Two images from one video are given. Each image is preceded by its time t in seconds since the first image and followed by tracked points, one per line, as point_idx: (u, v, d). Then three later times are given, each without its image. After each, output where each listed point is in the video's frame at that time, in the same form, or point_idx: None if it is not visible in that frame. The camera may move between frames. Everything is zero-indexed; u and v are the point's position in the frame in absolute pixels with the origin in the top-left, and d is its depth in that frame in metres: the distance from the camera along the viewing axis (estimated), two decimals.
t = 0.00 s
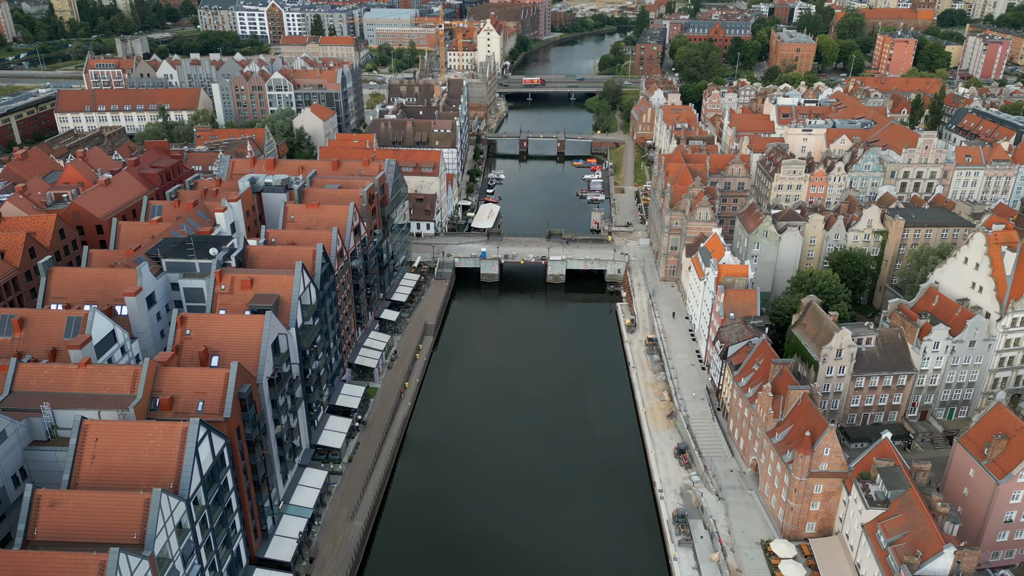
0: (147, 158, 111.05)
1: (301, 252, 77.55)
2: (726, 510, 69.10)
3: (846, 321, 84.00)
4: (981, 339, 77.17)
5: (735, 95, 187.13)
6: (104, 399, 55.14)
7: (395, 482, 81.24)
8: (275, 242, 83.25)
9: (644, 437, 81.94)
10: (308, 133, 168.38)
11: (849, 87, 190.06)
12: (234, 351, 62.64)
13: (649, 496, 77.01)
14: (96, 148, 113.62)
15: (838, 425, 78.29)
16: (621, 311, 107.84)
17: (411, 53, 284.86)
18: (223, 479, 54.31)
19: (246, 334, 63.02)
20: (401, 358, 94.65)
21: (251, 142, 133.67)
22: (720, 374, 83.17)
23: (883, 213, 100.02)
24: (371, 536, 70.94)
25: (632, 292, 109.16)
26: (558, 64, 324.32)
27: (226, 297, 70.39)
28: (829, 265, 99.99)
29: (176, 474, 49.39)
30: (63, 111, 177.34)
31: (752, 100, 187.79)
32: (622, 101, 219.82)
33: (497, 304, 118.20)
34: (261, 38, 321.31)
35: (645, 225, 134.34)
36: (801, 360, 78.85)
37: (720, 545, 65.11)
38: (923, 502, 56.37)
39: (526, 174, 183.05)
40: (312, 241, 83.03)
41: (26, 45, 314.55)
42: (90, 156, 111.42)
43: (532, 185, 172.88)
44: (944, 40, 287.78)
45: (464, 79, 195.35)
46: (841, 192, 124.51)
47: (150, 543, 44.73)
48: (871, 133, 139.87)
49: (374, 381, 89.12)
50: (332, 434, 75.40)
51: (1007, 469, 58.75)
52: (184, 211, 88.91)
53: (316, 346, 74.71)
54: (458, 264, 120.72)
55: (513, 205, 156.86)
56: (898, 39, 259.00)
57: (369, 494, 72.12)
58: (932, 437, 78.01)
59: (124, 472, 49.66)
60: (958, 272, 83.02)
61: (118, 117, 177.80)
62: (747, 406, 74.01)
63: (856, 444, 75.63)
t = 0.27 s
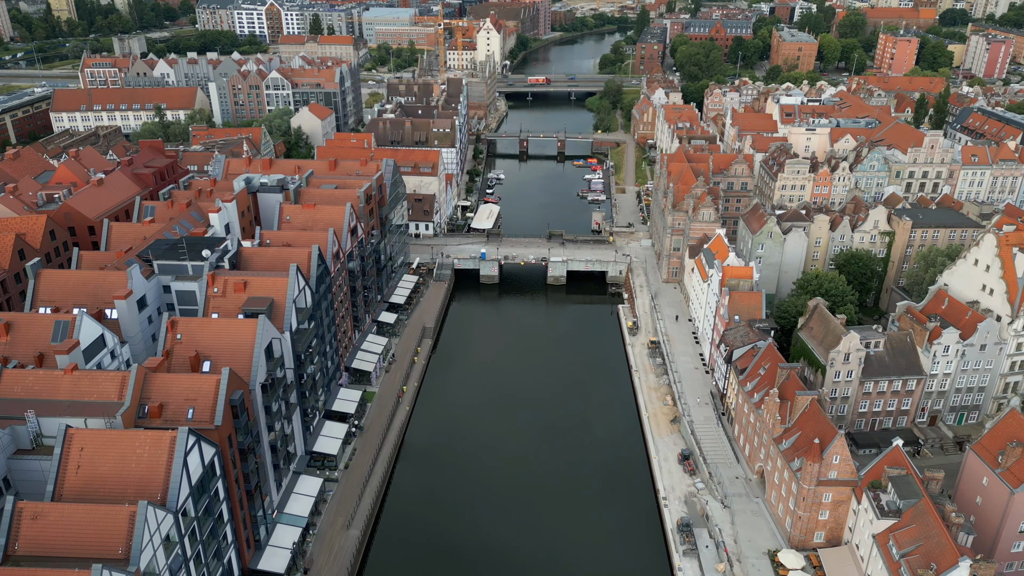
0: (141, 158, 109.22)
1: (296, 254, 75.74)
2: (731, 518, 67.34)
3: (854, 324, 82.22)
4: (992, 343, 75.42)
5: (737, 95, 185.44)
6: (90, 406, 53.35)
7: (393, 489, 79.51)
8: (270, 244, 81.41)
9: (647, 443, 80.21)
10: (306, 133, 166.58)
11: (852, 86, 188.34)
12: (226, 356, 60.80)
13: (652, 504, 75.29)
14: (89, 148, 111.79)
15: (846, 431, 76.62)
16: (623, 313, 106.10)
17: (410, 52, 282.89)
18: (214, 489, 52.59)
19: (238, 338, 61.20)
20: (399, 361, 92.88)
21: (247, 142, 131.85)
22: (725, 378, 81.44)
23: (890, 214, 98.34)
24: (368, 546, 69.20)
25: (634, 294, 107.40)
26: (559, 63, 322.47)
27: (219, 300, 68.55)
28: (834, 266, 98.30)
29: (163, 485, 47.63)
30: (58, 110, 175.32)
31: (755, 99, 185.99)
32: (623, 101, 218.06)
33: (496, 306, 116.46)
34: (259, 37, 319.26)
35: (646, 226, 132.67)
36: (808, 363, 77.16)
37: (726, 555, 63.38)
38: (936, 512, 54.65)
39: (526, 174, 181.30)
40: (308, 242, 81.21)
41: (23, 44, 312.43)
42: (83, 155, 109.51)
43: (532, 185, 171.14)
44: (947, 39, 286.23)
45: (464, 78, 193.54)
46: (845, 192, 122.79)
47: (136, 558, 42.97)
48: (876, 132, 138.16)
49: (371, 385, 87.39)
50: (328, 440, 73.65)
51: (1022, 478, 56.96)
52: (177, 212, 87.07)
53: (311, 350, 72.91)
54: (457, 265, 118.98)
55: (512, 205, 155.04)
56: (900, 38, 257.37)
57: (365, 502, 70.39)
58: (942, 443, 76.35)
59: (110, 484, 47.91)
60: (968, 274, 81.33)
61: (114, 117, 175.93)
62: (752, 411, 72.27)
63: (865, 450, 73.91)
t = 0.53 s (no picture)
0: (135, 157, 107.46)
1: (290, 255, 74.00)
2: (737, 527, 65.57)
3: (861, 327, 80.52)
4: (1003, 347, 73.56)
5: (739, 94, 183.77)
6: (75, 414, 51.61)
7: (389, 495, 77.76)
8: (264, 245, 79.61)
9: (650, 449, 78.52)
10: (304, 132, 164.85)
11: (855, 85, 186.67)
12: (217, 361, 59.05)
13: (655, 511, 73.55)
14: (82, 147, 110.00)
15: (853, 436, 74.94)
16: (624, 315, 104.33)
17: (409, 51, 281.15)
18: (203, 500, 50.85)
19: (229, 343, 59.44)
20: (396, 364, 91.10)
21: (243, 141, 130.08)
22: (729, 382, 79.68)
23: (896, 214, 96.64)
24: (364, 555, 67.46)
25: (636, 296, 105.65)
26: (559, 63, 320.68)
27: (210, 303, 66.74)
28: (839, 268, 96.64)
29: (149, 496, 45.88)
30: (53, 110, 173.49)
31: (757, 98, 184.23)
32: (624, 100, 216.45)
33: (496, 308, 114.74)
34: (258, 37, 317.28)
35: (648, 226, 130.95)
36: (815, 368, 75.45)
37: (731, 565, 61.61)
38: (949, 522, 52.89)
39: (526, 174, 179.56)
40: (303, 244, 79.43)
41: (20, 44, 310.45)
42: (76, 155, 107.82)
43: (532, 185, 169.43)
44: (949, 38, 284.51)
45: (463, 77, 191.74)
46: (850, 192, 121.13)
47: (119, 573, 41.24)
48: (880, 132, 136.41)
49: (368, 389, 85.65)
50: (323, 447, 71.92)
51: None
52: (170, 212, 85.24)
53: (306, 355, 71.18)
54: (456, 266, 117.25)
55: (512, 205, 153.27)
56: (902, 37, 255.76)
57: (361, 510, 68.66)
58: (952, 449, 74.66)
59: (94, 495, 46.19)
60: (977, 276, 79.69)
61: (109, 116, 174.11)
62: (758, 417, 70.53)
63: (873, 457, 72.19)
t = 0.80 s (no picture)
0: (128, 157, 105.72)
1: (284, 257, 72.20)
2: (742, 537, 63.75)
3: (868, 330, 78.77)
4: (1014, 351, 71.83)
5: (741, 93, 182.06)
6: (59, 422, 49.88)
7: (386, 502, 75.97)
8: (258, 246, 77.82)
9: (652, 455, 76.77)
10: (301, 132, 163.14)
11: (858, 84, 184.95)
12: (207, 367, 57.33)
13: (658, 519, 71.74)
14: (74, 146, 108.26)
15: (861, 442, 73.17)
16: (626, 318, 102.49)
17: (408, 50, 279.27)
18: (191, 511, 49.14)
19: (220, 348, 57.72)
20: (394, 368, 89.30)
21: (239, 140, 128.35)
22: (733, 387, 77.90)
23: (903, 215, 94.92)
24: (359, 565, 65.65)
25: (638, 298, 103.83)
26: (559, 62, 318.85)
27: (202, 306, 64.95)
28: (845, 269, 94.89)
29: (134, 509, 44.18)
30: (48, 109, 171.63)
31: (759, 98, 182.54)
32: (625, 100, 214.71)
33: (495, 310, 112.95)
34: (256, 36, 315.37)
35: (649, 227, 129.18)
36: (821, 372, 73.70)
37: None
38: (963, 534, 51.15)
39: (526, 173, 177.79)
40: (298, 245, 77.62)
41: (18, 43, 308.53)
42: (68, 155, 106.02)
43: (532, 185, 167.65)
44: (952, 37, 282.73)
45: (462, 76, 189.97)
46: (855, 192, 119.37)
47: None
48: (885, 131, 134.70)
49: (364, 394, 83.85)
50: (318, 453, 70.18)
51: None
52: (162, 213, 83.49)
53: (300, 359, 69.42)
54: (455, 268, 115.48)
55: (512, 205, 151.51)
56: (905, 36, 254.03)
57: (356, 519, 66.86)
58: (962, 456, 72.86)
59: (76, 507, 44.48)
60: (987, 278, 77.93)
61: (106, 115, 172.39)
62: (763, 423, 68.73)
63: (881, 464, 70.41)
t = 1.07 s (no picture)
0: (121, 157, 104.04)
1: (277, 259, 70.39)
2: (747, 546, 62.02)
3: (875, 333, 77.03)
4: None
5: (742, 92, 180.34)
6: (41, 431, 48.13)
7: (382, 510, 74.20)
8: (251, 247, 76.06)
9: (655, 461, 75.05)
10: (299, 131, 161.38)
11: (861, 83, 183.23)
12: (196, 372, 55.59)
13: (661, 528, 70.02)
14: (66, 146, 106.55)
15: (868, 448, 71.48)
16: (627, 320, 100.68)
17: (408, 49, 277.44)
18: (178, 522, 47.40)
19: (210, 352, 55.96)
20: (390, 372, 87.50)
21: (235, 140, 126.64)
22: (737, 392, 76.18)
23: (909, 215, 93.23)
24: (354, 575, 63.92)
25: (640, 300, 102.05)
26: (559, 62, 317.12)
27: (192, 309, 63.10)
28: (850, 271, 93.22)
29: (117, 522, 42.40)
30: (43, 108, 169.79)
31: (761, 97, 180.89)
32: (626, 99, 213.04)
33: (495, 312, 111.20)
34: (255, 35, 313.50)
35: (651, 227, 127.46)
36: (828, 377, 71.96)
37: None
38: (978, 546, 49.42)
39: (526, 173, 176.06)
40: (292, 246, 75.84)
41: (15, 42, 306.37)
42: (59, 155, 104.28)
43: (532, 185, 165.91)
44: (954, 36, 281.02)
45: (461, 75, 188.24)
46: (859, 192, 117.64)
47: None
48: (890, 130, 133.03)
49: (361, 398, 82.11)
50: (312, 460, 68.44)
51: None
52: (154, 214, 81.75)
53: (294, 364, 67.66)
54: (453, 269, 113.74)
55: (511, 206, 149.79)
56: (907, 35, 252.36)
57: (351, 528, 65.13)
58: (971, 462, 71.15)
59: (56, 521, 42.73)
60: (997, 280, 76.20)
61: (101, 115, 170.65)
62: (769, 429, 66.96)
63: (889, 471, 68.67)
